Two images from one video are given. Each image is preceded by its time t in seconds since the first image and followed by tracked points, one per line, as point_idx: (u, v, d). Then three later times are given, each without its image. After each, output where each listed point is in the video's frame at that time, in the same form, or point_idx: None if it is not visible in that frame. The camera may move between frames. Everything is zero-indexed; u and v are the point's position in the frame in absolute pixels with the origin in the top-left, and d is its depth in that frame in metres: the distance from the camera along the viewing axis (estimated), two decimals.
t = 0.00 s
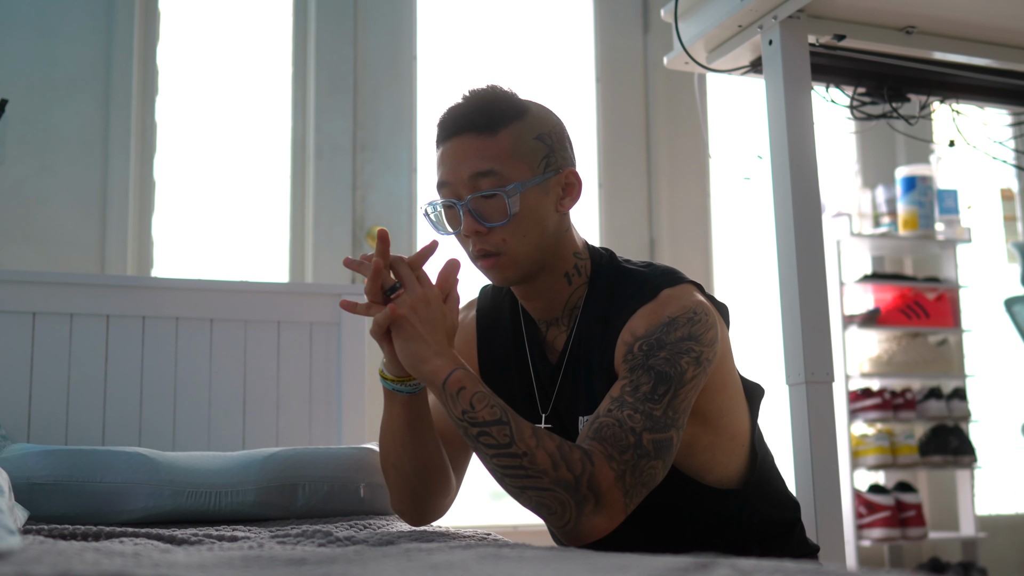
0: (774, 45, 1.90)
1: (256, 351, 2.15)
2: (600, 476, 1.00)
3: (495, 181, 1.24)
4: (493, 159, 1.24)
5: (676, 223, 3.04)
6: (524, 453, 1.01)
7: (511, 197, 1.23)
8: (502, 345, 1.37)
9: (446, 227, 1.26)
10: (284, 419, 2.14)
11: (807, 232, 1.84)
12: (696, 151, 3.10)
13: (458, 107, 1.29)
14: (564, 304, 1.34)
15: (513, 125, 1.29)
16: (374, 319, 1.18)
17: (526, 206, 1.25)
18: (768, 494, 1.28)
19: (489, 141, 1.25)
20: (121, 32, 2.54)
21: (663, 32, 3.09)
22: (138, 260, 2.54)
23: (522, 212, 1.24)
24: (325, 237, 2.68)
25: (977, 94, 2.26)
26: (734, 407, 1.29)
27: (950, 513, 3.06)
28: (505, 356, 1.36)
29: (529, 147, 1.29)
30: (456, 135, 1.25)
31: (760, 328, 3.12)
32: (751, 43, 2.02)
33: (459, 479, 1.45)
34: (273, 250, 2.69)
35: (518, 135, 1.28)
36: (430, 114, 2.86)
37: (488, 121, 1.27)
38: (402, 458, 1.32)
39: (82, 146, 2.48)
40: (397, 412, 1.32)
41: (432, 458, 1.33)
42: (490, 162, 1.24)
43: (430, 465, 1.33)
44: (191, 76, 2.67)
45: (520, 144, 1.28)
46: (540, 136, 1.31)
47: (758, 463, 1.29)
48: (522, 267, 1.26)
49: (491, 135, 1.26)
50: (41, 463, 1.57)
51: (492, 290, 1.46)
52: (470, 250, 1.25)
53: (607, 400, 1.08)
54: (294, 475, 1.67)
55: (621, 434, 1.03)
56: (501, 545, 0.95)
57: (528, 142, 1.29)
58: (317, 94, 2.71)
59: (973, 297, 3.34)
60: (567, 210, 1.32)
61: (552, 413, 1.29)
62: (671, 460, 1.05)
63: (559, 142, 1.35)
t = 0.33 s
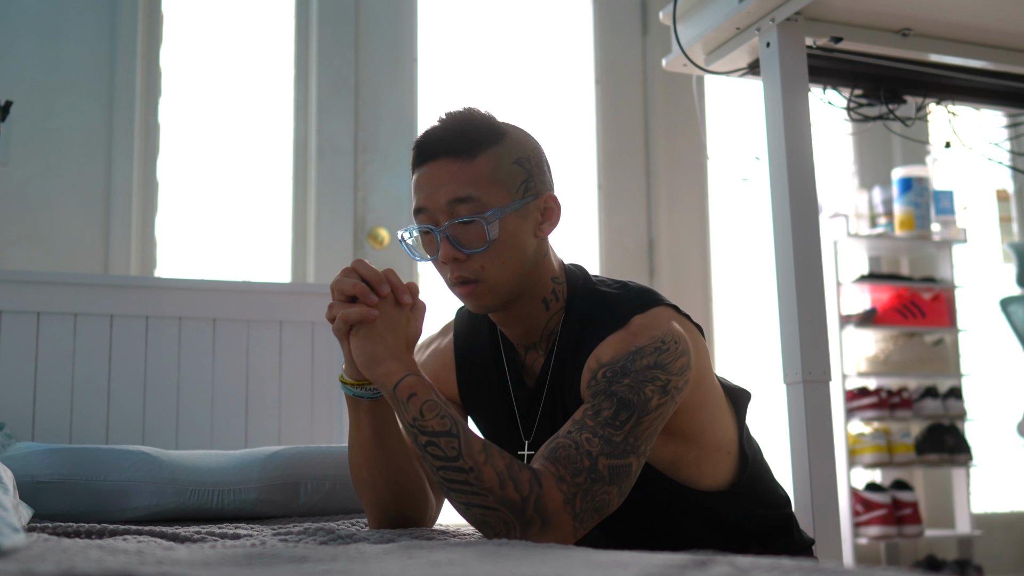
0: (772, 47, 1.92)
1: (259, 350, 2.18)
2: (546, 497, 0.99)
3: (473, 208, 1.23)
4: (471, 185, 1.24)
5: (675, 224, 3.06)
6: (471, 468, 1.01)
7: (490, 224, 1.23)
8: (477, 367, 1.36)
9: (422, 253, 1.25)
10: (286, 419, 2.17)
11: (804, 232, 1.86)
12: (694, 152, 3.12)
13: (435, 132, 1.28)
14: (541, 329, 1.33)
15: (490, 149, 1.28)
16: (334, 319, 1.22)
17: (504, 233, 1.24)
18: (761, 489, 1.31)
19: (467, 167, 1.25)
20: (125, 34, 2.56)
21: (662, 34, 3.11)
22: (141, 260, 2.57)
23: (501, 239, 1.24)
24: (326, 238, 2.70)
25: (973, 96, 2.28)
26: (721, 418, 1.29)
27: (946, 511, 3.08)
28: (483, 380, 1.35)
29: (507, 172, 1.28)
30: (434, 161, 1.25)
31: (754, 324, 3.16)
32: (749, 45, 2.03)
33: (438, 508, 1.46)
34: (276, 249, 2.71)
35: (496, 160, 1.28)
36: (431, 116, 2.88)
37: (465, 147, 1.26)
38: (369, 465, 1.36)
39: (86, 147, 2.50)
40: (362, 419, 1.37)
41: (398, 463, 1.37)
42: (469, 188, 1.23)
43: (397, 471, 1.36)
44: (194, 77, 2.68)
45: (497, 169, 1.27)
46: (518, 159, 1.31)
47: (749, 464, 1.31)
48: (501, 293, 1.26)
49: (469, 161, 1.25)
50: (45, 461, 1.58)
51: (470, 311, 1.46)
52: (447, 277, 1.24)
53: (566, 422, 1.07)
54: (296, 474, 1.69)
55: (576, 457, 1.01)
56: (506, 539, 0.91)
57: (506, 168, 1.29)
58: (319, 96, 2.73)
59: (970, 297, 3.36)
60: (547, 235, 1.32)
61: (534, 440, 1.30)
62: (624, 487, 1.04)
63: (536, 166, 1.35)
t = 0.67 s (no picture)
0: (769, 49, 1.93)
1: (261, 351, 2.19)
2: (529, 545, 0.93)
3: (445, 245, 1.16)
4: (443, 221, 1.16)
5: (673, 224, 3.08)
6: (449, 520, 0.95)
7: (463, 260, 1.16)
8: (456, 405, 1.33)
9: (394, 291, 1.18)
10: (287, 417, 2.18)
11: (801, 232, 1.88)
12: (692, 153, 3.15)
13: (404, 164, 1.21)
14: (517, 365, 1.26)
15: (464, 183, 1.21)
16: (316, 356, 1.13)
17: (478, 269, 1.17)
18: (750, 492, 1.31)
19: (438, 201, 1.17)
20: (129, 36, 2.58)
21: (660, 36, 3.13)
22: (145, 261, 2.59)
23: (475, 275, 1.17)
24: (328, 239, 2.72)
25: (968, 98, 2.30)
26: (706, 433, 1.26)
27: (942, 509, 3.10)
28: (463, 414, 1.32)
29: (480, 207, 1.21)
30: (404, 196, 1.18)
31: (753, 324, 3.18)
32: (747, 47, 2.05)
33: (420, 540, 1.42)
34: (278, 250, 2.73)
35: (468, 194, 1.21)
36: (431, 117, 2.90)
37: (437, 180, 1.19)
38: (346, 515, 1.21)
39: (90, 148, 2.52)
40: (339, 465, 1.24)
41: (379, 509, 1.22)
42: (441, 224, 1.16)
43: (378, 517, 1.21)
44: (196, 79, 2.70)
45: (471, 204, 1.20)
46: (491, 194, 1.24)
47: (740, 472, 1.29)
48: (474, 332, 1.19)
49: (440, 196, 1.18)
50: (49, 461, 1.60)
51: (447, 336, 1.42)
52: (419, 315, 1.17)
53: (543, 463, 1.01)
54: (296, 473, 1.71)
55: (556, 498, 0.96)
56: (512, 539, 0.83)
57: (478, 202, 1.21)
58: (321, 97, 2.76)
59: (966, 297, 3.38)
60: (521, 271, 1.25)
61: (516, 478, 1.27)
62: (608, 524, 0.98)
63: (510, 200, 1.28)
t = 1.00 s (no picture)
0: (767, 52, 1.95)
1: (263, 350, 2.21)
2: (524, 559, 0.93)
3: (430, 273, 1.17)
4: (427, 250, 1.18)
5: (672, 225, 3.10)
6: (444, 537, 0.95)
7: (449, 289, 1.17)
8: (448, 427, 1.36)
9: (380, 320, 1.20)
10: (290, 416, 2.20)
11: (799, 234, 1.90)
12: (691, 155, 3.17)
13: (386, 194, 1.22)
14: (505, 391, 1.28)
15: (447, 212, 1.23)
16: (305, 380, 1.15)
17: (464, 297, 1.19)
18: (748, 502, 1.32)
19: (422, 230, 1.19)
20: (132, 38, 2.59)
21: (659, 38, 3.15)
22: (149, 261, 2.61)
23: (460, 302, 1.18)
24: (329, 239, 2.74)
25: (964, 100, 2.32)
26: (699, 444, 1.27)
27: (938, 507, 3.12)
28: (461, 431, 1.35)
29: (463, 235, 1.23)
30: (388, 225, 1.19)
31: (751, 323, 3.21)
32: (744, 49, 2.07)
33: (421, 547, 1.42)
34: (280, 250, 2.76)
35: (452, 223, 1.22)
36: (432, 118, 2.93)
37: (421, 209, 1.20)
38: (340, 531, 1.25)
39: (94, 149, 2.54)
40: (330, 482, 1.26)
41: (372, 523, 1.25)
42: (425, 252, 1.18)
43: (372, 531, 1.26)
44: (200, 81, 2.72)
45: (455, 233, 1.22)
46: (475, 223, 1.26)
47: (735, 480, 1.30)
48: (461, 359, 1.20)
49: (424, 225, 1.19)
50: (53, 460, 1.61)
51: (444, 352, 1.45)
52: (405, 344, 1.19)
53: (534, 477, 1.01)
54: (296, 473, 1.73)
55: (548, 510, 0.96)
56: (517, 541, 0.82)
57: (462, 230, 1.23)
58: (323, 99, 2.78)
59: (962, 297, 3.40)
60: (506, 297, 1.26)
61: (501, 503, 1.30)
62: (601, 536, 0.99)
63: (494, 228, 1.29)
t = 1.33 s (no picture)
0: (764, 54, 1.97)
1: (266, 349, 2.24)
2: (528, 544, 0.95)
3: (432, 268, 1.19)
4: (430, 244, 1.20)
5: (671, 226, 3.12)
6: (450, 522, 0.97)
7: (450, 283, 1.20)
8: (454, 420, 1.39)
9: (383, 312, 1.22)
10: (293, 413, 2.22)
11: (796, 234, 1.91)
12: (690, 156, 3.19)
13: (391, 189, 1.25)
14: (509, 382, 1.30)
15: (450, 207, 1.25)
16: (312, 367, 1.17)
17: (465, 290, 1.21)
18: (748, 498, 1.34)
19: (425, 225, 1.21)
20: (136, 41, 2.61)
21: (657, 41, 3.17)
22: (152, 261, 2.63)
23: (461, 296, 1.20)
24: (330, 240, 2.77)
25: (960, 101, 2.34)
26: (700, 439, 1.29)
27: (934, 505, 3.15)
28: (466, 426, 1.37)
29: (466, 230, 1.25)
30: (392, 220, 1.21)
31: (749, 322, 3.23)
32: (742, 51, 2.09)
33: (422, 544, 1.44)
34: (282, 250, 2.78)
35: (455, 218, 1.24)
36: (433, 121, 2.95)
37: (424, 204, 1.22)
38: (343, 518, 1.26)
39: (98, 151, 2.56)
40: (336, 472, 1.28)
41: (376, 512, 1.27)
42: (428, 246, 1.20)
43: (376, 519, 1.27)
44: (202, 83, 2.74)
45: (458, 228, 1.24)
46: (478, 218, 1.27)
47: (736, 477, 1.32)
48: (463, 351, 1.22)
49: (427, 220, 1.21)
50: (57, 458, 1.64)
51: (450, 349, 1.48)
52: (408, 336, 1.21)
53: (539, 464, 1.03)
54: (299, 470, 1.75)
55: (552, 497, 0.98)
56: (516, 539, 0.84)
57: (465, 226, 1.25)
58: (324, 102, 2.79)
59: (958, 297, 3.42)
60: (509, 291, 1.28)
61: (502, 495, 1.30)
62: (604, 523, 1.00)
63: (497, 223, 1.31)
